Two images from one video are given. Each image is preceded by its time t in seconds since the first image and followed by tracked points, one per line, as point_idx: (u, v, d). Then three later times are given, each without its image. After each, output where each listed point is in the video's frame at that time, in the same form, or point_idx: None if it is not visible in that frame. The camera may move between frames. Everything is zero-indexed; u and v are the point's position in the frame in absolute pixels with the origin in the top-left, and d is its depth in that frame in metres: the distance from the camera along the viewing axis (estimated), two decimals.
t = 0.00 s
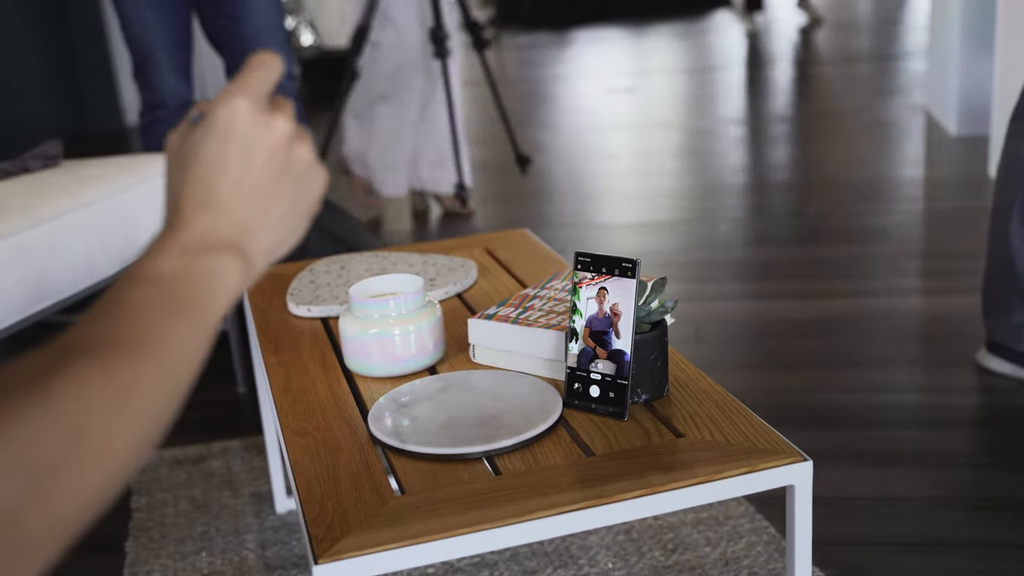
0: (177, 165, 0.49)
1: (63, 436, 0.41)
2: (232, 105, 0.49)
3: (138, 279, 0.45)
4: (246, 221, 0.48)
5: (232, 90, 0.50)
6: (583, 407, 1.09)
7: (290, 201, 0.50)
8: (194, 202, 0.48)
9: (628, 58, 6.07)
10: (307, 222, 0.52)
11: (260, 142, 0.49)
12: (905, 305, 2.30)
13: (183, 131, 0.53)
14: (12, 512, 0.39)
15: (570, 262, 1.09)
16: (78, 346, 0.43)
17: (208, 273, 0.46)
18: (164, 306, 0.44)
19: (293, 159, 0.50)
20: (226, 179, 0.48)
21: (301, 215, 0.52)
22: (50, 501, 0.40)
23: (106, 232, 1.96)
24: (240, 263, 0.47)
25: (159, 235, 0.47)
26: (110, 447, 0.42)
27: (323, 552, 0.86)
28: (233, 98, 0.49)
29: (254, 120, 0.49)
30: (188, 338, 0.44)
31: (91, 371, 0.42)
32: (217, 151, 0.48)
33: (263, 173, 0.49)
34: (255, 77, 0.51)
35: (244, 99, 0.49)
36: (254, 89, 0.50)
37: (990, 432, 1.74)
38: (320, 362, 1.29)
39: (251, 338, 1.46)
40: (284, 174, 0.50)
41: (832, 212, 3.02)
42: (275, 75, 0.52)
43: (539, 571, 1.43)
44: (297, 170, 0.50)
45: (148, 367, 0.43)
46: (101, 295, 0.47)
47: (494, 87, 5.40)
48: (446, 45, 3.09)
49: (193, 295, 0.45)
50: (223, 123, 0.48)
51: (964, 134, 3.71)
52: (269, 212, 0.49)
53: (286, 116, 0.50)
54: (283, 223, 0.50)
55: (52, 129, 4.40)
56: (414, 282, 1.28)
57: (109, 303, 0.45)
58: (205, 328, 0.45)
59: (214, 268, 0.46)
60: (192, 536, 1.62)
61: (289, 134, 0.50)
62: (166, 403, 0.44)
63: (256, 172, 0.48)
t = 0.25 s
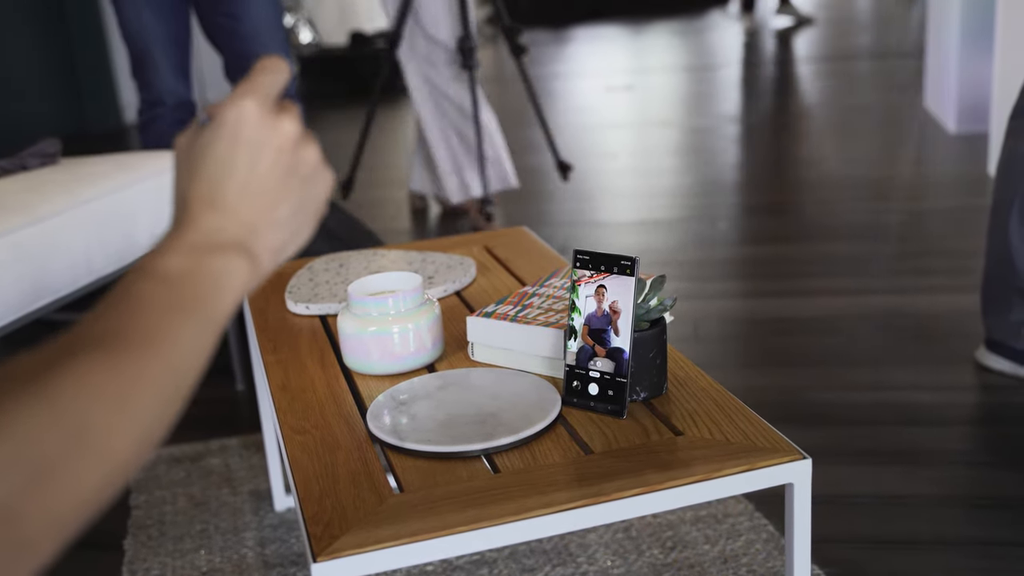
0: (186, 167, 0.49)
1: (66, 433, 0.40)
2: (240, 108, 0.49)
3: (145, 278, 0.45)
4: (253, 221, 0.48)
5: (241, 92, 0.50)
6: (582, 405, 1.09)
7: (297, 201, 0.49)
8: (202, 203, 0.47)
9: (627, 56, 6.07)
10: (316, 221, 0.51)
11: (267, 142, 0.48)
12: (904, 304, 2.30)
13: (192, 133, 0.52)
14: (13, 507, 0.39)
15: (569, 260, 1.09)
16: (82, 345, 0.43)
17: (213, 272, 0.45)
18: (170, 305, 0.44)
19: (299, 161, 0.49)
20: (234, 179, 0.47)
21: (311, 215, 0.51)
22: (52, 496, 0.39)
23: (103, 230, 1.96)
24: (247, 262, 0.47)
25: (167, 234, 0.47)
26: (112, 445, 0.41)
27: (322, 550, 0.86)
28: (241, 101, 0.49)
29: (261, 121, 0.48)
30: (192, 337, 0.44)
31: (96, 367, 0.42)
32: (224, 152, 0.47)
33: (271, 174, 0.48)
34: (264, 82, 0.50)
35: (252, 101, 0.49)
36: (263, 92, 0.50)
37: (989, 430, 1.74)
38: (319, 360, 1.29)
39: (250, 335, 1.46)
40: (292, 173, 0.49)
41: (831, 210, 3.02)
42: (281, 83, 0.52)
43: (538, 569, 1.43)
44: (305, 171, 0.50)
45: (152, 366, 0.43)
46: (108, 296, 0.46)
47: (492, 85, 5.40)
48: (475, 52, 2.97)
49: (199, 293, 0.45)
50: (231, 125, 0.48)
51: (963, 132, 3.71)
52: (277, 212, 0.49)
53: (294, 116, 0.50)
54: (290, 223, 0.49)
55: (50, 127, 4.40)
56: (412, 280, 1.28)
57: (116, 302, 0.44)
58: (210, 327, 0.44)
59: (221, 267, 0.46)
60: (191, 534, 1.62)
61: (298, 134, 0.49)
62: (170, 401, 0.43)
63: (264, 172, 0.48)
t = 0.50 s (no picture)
0: (186, 175, 0.49)
1: (65, 436, 0.40)
2: (243, 119, 0.48)
3: (144, 286, 0.45)
4: (254, 231, 0.47)
5: (242, 104, 0.50)
6: (583, 403, 1.09)
7: (297, 212, 0.49)
8: (202, 211, 0.47)
9: (628, 53, 6.07)
10: (314, 232, 0.51)
11: (269, 153, 0.48)
12: (905, 301, 2.30)
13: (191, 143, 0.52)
14: (13, 509, 0.39)
15: (570, 258, 1.09)
16: (81, 350, 0.43)
17: (213, 282, 0.45)
18: (169, 313, 0.44)
19: (299, 175, 0.49)
20: (235, 189, 0.47)
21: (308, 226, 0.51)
22: (52, 500, 0.39)
23: (103, 227, 1.95)
24: (246, 272, 0.47)
25: (167, 241, 0.47)
26: (111, 449, 0.41)
27: (322, 548, 0.86)
28: (244, 112, 0.49)
29: (263, 133, 0.48)
30: (191, 345, 0.44)
31: (97, 371, 0.42)
32: (225, 162, 0.47)
33: (272, 185, 0.48)
34: (265, 95, 0.50)
35: (254, 112, 0.49)
36: (264, 104, 0.50)
37: (989, 428, 1.74)
38: (319, 358, 1.29)
39: (251, 333, 1.46)
40: (292, 186, 0.49)
41: (831, 207, 3.02)
42: (283, 95, 0.51)
43: (538, 567, 1.43)
44: (304, 183, 0.50)
45: (151, 373, 0.43)
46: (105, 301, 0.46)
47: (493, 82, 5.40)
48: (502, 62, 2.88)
49: (199, 301, 0.45)
50: (233, 137, 0.48)
51: (965, 129, 3.70)
52: (277, 223, 0.49)
53: (295, 130, 0.50)
54: (290, 234, 0.49)
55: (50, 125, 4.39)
56: (413, 278, 1.27)
57: (114, 309, 0.44)
58: (208, 335, 0.45)
59: (220, 277, 0.46)
60: (192, 532, 1.62)
61: (298, 146, 0.49)
62: (168, 409, 0.43)
63: (265, 183, 0.48)
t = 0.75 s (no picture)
0: (175, 162, 0.49)
1: (65, 416, 0.40)
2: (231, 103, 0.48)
3: (138, 269, 0.45)
4: (245, 215, 0.48)
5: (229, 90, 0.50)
6: (580, 399, 1.09)
7: (287, 196, 0.50)
8: (195, 197, 0.47)
9: (626, 49, 6.06)
10: (303, 217, 0.51)
11: (259, 137, 0.48)
12: (903, 297, 2.30)
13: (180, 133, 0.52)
14: (12, 489, 0.38)
15: (568, 253, 1.09)
16: (77, 332, 0.42)
17: (207, 265, 0.45)
18: (164, 295, 0.44)
19: (290, 157, 0.49)
20: (225, 172, 0.47)
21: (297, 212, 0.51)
22: (51, 479, 0.39)
23: (101, 223, 1.95)
24: (239, 256, 0.47)
25: (159, 228, 0.47)
26: (110, 429, 0.41)
27: (319, 544, 0.85)
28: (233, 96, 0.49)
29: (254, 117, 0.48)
30: (187, 326, 0.44)
31: (94, 350, 0.41)
32: (215, 146, 0.47)
33: (262, 170, 0.48)
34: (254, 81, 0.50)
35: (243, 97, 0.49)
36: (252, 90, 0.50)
37: (988, 424, 1.74)
38: (316, 353, 1.29)
39: (248, 328, 1.46)
40: (283, 171, 0.49)
41: (830, 203, 3.01)
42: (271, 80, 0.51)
43: (536, 563, 1.43)
44: (294, 167, 0.50)
45: (150, 353, 0.42)
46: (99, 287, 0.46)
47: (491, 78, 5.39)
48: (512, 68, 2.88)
49: (193, 284, 0.45)
50: (224, 122, 0.48)
51: (963, 125, 3.70)
52: (268, 207, 0.49)
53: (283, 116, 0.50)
54: (280, 219, 0.49)
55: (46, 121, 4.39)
56: (411, 274, 1.27)
57: (108, 293, 0.44)
58: (204, 317, 0.45)
59: (215, 261, 0.46)
60: (189, 527, 1.62)
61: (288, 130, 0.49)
62: (164, 391, 0.43)
63: (256, 168, 0.48)
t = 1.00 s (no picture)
0: (166, 149, 0.48)
1: (58, 402, 0.41)
2: (216, 91, 0.47)
3: (128, 257, 0.44)
4: (235, 203, 0.47)
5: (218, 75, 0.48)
6: (576, 396, 1.09)
7: (277, 182, 0.48)
8: (184, 186, 0.46)
9: (623, 46, 6.05)
10: (296, 202, 0.50)
11: (245, 125, 0.47)
12: (900, 294, 2.30)
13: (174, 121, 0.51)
14: (8, 471, 0.40)
15: (564, 250, 1.09)
16: (69, 320, 0.43)
17: (197, 254, 0.45)
18: (153, 284, 0.43)
19: (275, 146, 0.48)
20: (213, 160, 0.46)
21: (292, 196, 0.49)
22: (44, 464, 0.41)
23: (98, 220, 1.95)
24: (230, 244, 0.46)
25: (151, 218, 0.46)
26: (104, 417, 0.42)
27: (314, 541, 0.85)
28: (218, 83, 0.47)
29: (238, 104, 0.47)
30: (177, 314, 0.43)
31: (86, 336, 0.42)
32: (201, 135, 0.46)
33: (250, 157, 0.47)
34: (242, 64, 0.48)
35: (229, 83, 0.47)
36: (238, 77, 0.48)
37: (985, 421, 1.74)
38: (312, 350, 1.28)
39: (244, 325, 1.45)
40: (273, 155, 0.48)
41: (826, 200, 3.01)
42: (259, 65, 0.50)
43: (532, 560, 1.43)
44: (282, 153, 0.48)
45: (140, 341, 0.43)
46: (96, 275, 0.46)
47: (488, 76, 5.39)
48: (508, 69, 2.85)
49: (182, 272, 0.44)
50: (208, 110, 0.46)
51: (960, 122, 3.70)
52: (258, 195, 0.47)
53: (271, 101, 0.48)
54: (272, 206, 0.48)
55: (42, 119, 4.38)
56: (407, 270, 1.27)
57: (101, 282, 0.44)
58: (195, 304, 0.44)
59: (204, 250, 0.45)
60: (186, 524, 1.62)
61: (273, 118, 0.47)
62: (157, 377, 0.43)
63: (243, 155, 0.47)
